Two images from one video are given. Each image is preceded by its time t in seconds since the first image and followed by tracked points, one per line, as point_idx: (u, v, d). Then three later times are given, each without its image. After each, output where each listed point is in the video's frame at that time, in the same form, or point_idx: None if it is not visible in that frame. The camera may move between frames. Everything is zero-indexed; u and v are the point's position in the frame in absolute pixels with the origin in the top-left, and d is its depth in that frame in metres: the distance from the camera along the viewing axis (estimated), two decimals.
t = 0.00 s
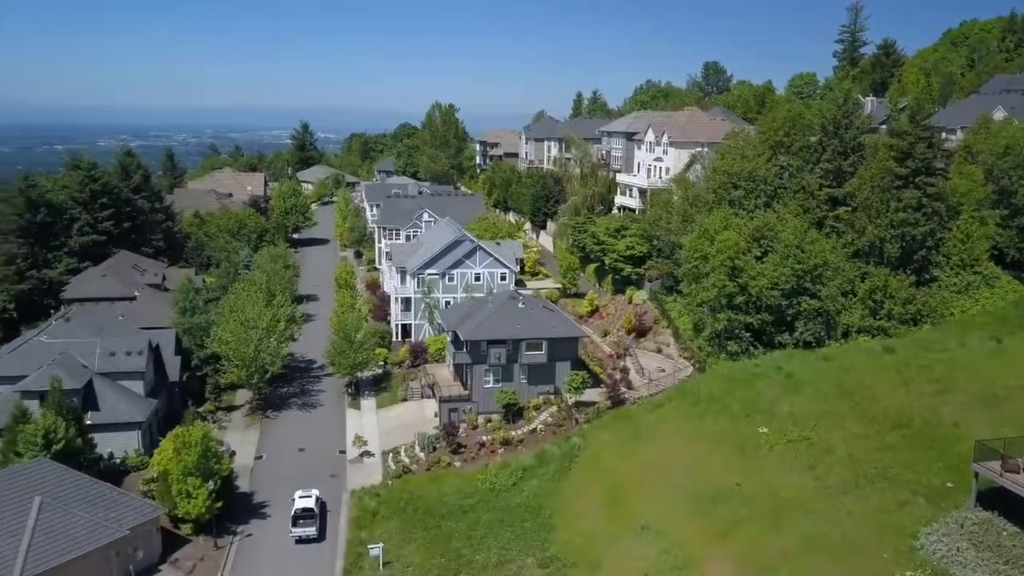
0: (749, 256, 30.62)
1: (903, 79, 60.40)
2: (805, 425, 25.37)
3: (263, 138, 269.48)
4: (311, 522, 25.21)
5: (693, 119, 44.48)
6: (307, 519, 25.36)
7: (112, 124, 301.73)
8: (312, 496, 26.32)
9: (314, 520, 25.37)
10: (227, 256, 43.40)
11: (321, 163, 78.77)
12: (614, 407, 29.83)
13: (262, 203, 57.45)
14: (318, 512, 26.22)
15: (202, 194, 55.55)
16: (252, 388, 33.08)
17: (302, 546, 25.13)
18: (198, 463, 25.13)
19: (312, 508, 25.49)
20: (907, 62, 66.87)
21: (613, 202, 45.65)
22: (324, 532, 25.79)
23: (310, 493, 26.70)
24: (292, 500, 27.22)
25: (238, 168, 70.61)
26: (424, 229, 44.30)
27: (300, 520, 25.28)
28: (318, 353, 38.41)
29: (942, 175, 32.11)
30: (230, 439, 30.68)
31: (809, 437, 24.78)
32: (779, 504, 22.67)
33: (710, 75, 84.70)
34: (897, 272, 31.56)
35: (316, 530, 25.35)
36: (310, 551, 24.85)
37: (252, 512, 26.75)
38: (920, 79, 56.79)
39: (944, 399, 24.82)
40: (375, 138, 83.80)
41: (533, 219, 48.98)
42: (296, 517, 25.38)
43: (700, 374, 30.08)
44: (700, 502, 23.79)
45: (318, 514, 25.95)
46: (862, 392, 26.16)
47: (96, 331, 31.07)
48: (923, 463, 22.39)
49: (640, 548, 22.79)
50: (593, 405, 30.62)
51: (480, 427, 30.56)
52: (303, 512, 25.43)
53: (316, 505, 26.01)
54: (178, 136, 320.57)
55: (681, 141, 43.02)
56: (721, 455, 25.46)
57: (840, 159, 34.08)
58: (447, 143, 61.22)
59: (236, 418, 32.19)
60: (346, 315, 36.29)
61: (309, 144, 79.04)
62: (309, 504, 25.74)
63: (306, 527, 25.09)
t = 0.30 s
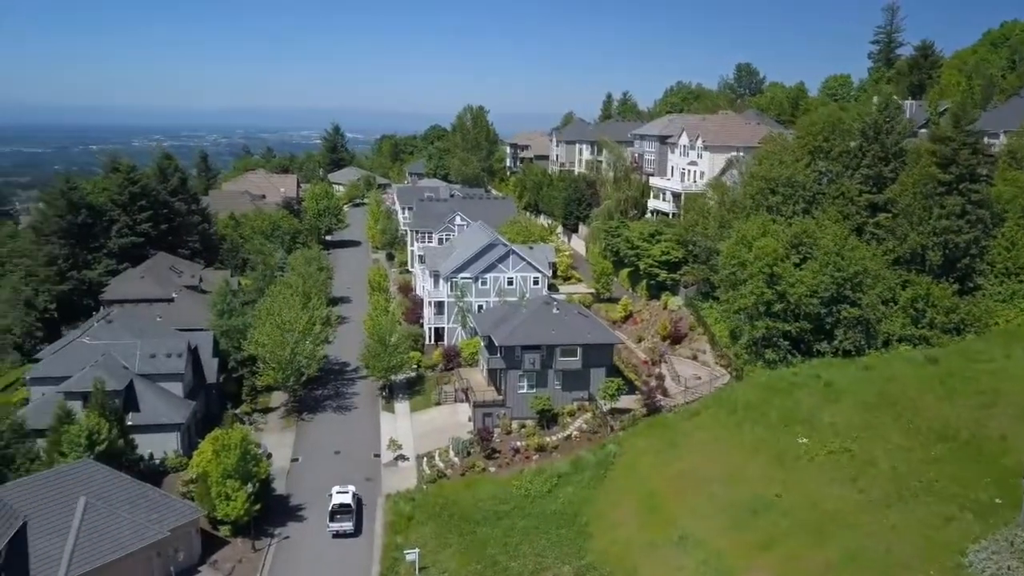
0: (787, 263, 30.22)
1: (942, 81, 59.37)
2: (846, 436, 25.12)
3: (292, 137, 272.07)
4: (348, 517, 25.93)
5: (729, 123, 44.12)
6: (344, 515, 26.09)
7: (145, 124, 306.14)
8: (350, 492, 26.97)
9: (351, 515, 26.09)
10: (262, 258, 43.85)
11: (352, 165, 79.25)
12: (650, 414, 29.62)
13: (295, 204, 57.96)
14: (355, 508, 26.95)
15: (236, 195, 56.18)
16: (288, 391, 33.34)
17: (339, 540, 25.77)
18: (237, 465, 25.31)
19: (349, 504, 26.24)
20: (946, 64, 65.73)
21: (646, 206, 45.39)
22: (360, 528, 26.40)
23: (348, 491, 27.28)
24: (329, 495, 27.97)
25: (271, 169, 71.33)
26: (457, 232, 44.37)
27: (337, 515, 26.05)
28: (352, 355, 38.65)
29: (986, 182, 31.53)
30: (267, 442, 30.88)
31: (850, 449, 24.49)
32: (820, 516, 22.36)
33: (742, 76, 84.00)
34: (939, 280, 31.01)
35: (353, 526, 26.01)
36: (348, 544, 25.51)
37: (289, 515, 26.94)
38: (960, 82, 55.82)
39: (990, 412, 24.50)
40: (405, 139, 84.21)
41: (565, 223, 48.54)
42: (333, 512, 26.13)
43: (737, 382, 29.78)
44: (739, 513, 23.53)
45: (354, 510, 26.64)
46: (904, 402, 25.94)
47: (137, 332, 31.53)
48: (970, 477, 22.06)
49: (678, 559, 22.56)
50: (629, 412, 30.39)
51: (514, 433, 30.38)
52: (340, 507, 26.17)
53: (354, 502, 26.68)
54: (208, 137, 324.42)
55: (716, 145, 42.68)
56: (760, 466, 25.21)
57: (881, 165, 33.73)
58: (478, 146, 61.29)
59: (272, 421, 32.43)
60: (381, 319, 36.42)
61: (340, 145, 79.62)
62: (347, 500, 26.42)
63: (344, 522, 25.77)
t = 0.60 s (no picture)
0: (830, 270, 29.74)
1: (986, 83, 58.15)
2: (891, 448, 24.84)
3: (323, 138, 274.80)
4: (387, 513, 26.35)
5: (767, 127, 43.61)
6: (383, 510, 26.50)
7: (182, 125, 310.83)
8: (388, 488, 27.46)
9: (390, 511, 26.50)
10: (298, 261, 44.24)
11: (385, 167, 79.69)
12: (689, 423, 29.39)
13: (330, 206, 58.42)
14: (394, 504, 27.35)
15: (273, 197, 56.76)
16: (325, 393, 33.60)
17: (378, 535, 26.28)
18: (278, 468, 25.61)
19: (388, 500, 26.62)
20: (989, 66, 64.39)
21: (682, 210, 44.99)
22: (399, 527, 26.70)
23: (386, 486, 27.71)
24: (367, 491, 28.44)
25: (305, 171, 72.00)
26: (491, 235, 44.35)
27: (376, 511, 26.42)
28: (388, 358, 38.81)
29: None
30: (305, 444, 31.08)
31: (897, 462, 24.22)
32: (866, 531, 21.98)
33: (778, 78, 83.12)
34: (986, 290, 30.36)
35: (392, 521, 26.48)
36: (387, 540, 26.01)
37: (328, 517, 27.11)
38: (1005, 85, 54.62)
39: None
40: (438, 141, 84.53)
41: (600, 227, 48.39)
42: (372, 508, 26.54)
43: (778, 391, 29.38)
44: (781, 525, 23.21)
45: (393, 506, 27.06)
46: (951, 415, 25.63)
47: (179, 334, 31.98)
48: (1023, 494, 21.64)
49: (719, 570, 22.25)
50: (667, 420, 30.14)
51: (551, 439, 30.26)
52: (379, 502, 26.57)
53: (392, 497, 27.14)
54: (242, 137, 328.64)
55: (753, 149, 42.16)
56: (803, 478, 24.87)
57: (926, 170, 33.02)
58: (512, 148, 61.02)
59: (310, 422, 32.70)
60: (417, 323, 36.51)
61: (374, 147, 80.13)
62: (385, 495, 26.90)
63: (383, 518, 26.23)
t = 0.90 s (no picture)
0: (877, 279, 29.15)
1: None
2: (941, 462, 24.53)
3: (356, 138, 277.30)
4: (426, 511, 26.83)
5: (810, 131, 42.96)
6: (423, 508, 26.95)
7: (218, 125, 315.77)
8: (428, 487, 27.82)
9: (429, 508, 26.96)
10: (337, 263, 44.54)
11: (420, 169, 79.99)
12: (730, 432, 29.04)
13: (367, 208, 58.77)
14: (433, 502, 27.78)
15: (311, 199, 57.27)
16: (364, 396, 33.78)
17: (417, 532, 26.74)
18: (319, 471, 25.81)
19: (427, 498, 27.06)
20: None
21: (721, 215, 44.45)
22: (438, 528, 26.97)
23: (425, 484, 28.11)
24: (407, 488, 28.94)
25: (342, 172, 72.58)
26: (528, 239, 44.19)
27: (416, 508, 26.90)
28: (425, 362, 38.89)
29: None
30: (345, 446, 31.29)
31: (947, 476, 23.92)
32: (917, 547, 21.58)
33: (817, 79, 81.98)
34: None
35: (431, 518, 26.94)
36: (426, 537, 26.46)
37: (368, 521, 27.23)
38: None
39: None
40: (473, 143, 84.69)
41: (637, 230, 48.00)
42: (412, 505, 27.01)
43: (823, 402, 28.86)
44: (827, 538, 22.84)
45: (432, 504, 27.51)
46: (1003, 430, 25.36)
47: (222, 336, 32.36)
48: None
49: None
50: (708, 429, 29.79)
51: (590, 446, 30.05)
52: (419, 500, 27.01)
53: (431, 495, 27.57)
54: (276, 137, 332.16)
55: (795, 153, 41.52)
56: (850, 491, 24.48)
57: (976, 177, 32.22)
58: (548, 151, 60.82)
59: (349, 425, 32.90)
60: (454, 327, 36.52)
61: (409, 149, 80.52)
62: (425, 493, 27.32)
63: (422, 515, 26.68)
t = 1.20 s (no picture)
0: (925, 288, 28.49)
1: None
2: (993, 478, 23.95)
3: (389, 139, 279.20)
4: (465, 509, 27.07)
5: (853, 135, 42.25)
6: (462, 506, 27.19)
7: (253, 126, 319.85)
8: (467, 486, 28.03)
9: (468, 507, 27.21)
10: (375, 265, 44.81)
11: (455, 171, 80.16)
12: (772, 442, 28.66)
13: (403, 210, 59.06)
14: (471, 502, 27.99)
15: (348, 201, 57.70)
16: (402, 400, 33.89)
17: (456, 530, 27.10)
18: (360, 476, 25.98)
19: (466, 496, 27.30)
20: None
21: (762, 220, 43.90)
22: (476, 529, 27.11)
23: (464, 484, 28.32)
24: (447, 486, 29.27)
25: (378, 174, 73.02)
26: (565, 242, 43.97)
27: (455, 507, 27.15)
28: (462, 365, 38.91)
29: None
30: (384, 449, 31.47)
31: (999, 492, 23.38)
32: (969, 566, 21.06)
33: (858, 81, 80.75)
34: None
35: (470, 517, 27.23)
36: (466, 535, 26.79)
37: (407, 525, 27.31)
38: None
39: None
40: (507, 145, 84.69)
41: (675, 234, 47.60)
42: (451, 504, 27.28)
43: (868, 414, 28.33)
44: (875, 553, 22.37)
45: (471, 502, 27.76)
46: None
47: (263, 339, 32.70)
48: None
49: None
50: (749, 438, 29.42)
51: (629, 454, 29.85)
52: (458, 499, 27.24)
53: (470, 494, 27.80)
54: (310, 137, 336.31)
55: (838, 157, 40.86)
56: (898, 506, 23.97)
57: None
58: (584, 153, 60.52)
59: (388, 428, 33.08)
60: (492, 331, 36.46)
61: (444, 151, 80.75)
62: (464, 492, 27.55)
63: (462, 514, 26.97)
